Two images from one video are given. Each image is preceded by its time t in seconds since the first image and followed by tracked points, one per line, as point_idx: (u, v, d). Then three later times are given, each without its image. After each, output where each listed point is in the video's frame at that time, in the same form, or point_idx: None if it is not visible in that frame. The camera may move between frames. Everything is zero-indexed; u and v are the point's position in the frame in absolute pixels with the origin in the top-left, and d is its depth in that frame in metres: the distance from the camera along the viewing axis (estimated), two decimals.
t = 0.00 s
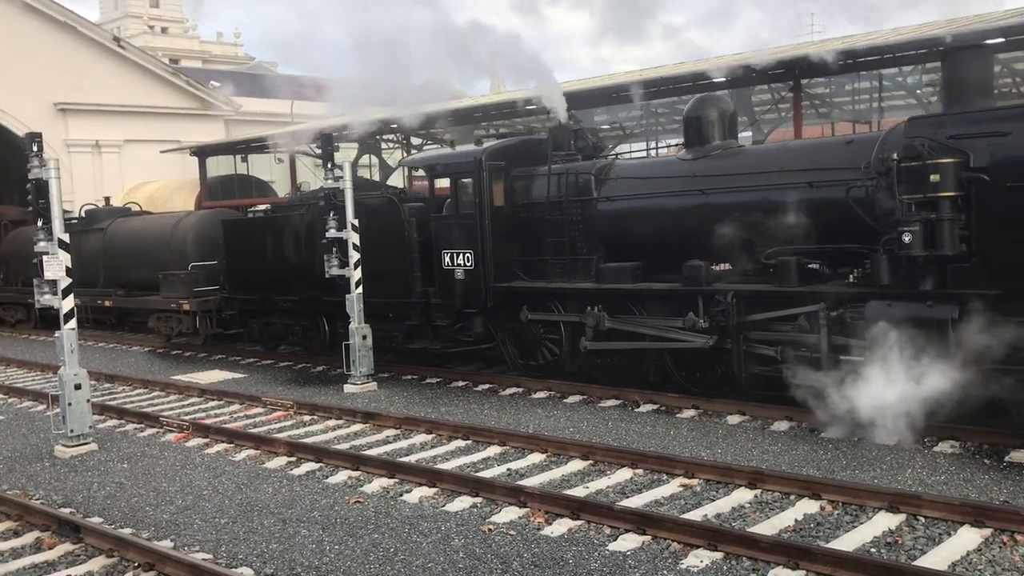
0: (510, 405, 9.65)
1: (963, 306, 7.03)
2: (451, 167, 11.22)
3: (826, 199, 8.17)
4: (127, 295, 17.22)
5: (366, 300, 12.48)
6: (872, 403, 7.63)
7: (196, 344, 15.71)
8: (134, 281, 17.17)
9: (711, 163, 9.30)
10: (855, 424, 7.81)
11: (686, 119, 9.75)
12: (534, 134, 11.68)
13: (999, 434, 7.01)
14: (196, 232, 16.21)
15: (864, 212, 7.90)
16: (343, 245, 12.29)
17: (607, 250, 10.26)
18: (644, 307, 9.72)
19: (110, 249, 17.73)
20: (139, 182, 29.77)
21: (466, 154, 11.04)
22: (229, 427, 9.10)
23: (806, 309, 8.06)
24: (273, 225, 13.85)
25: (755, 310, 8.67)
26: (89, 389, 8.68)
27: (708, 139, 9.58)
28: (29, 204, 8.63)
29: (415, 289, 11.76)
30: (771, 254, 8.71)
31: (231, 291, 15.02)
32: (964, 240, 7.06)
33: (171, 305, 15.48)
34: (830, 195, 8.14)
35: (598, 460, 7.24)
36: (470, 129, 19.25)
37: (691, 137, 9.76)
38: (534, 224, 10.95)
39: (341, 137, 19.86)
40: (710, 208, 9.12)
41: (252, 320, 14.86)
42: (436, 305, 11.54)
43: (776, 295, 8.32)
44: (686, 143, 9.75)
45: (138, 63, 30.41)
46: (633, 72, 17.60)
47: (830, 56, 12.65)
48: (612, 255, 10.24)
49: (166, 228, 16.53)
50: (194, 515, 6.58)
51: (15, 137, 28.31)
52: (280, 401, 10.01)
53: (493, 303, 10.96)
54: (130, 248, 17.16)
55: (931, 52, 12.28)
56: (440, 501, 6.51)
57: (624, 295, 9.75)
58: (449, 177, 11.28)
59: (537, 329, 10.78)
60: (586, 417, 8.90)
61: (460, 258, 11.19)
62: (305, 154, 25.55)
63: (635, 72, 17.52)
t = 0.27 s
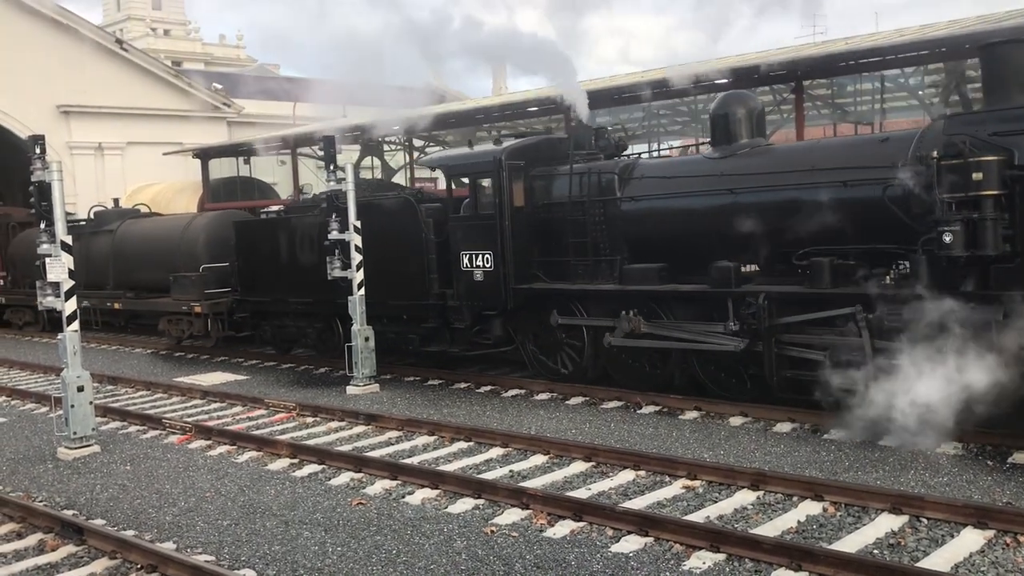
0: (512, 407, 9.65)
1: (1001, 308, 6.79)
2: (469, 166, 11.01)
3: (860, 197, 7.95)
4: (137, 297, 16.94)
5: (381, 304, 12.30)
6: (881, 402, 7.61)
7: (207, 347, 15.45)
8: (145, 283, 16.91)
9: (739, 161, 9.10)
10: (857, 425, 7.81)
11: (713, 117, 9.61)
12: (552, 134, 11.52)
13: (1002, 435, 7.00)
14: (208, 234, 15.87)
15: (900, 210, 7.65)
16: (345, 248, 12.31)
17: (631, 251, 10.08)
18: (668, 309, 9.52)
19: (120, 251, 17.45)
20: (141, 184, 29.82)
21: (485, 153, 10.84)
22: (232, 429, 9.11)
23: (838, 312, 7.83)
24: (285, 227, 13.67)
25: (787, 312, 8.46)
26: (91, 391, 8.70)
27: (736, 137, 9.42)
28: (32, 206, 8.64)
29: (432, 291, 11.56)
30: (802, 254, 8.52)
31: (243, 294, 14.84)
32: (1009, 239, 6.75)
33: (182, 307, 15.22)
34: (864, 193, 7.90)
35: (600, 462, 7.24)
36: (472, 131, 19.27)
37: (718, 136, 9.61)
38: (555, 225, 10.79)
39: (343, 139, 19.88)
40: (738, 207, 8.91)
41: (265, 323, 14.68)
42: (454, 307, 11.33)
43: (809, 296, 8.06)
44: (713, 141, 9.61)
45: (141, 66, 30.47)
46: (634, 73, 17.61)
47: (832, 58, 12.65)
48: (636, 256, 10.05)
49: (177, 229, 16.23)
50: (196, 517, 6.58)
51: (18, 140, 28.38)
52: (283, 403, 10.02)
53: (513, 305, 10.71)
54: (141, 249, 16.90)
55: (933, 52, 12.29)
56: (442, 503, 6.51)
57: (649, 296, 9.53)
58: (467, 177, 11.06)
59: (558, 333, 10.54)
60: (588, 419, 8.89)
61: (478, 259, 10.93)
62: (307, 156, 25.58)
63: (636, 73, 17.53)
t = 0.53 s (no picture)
0: (514, 408, 9.66)
1: None
2: (489, 166, 10.77)
3: (899, 195, 7.66)
4: (146, 299, 16.78)
5: (398, 305, 12.11)
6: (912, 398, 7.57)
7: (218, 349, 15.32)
8: (153, 285, 16.79)
9: (769, 160, 8.83)
10: (859, 426, 7.81)
11: (740, 114, 9.34)
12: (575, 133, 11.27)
13: (1006, 436, 7.00)
14: (219, 235, 15.78)
15: (939, 210, 7.40)
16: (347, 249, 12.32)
17: (655, 251, 9.84)
18: (695, 312, 9.25)
19: (129, 253, 17.30)
20: (143, 186, 29.85)
21: (504, 152, 10.60)
22: (234, 430, 9.12)
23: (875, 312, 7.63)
24: (300, 227, 13.56)
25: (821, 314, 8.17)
26: (93, 393, 8.71)
27: (765, 135, 9.14)
28: (34, 208, 8.66)
29: (449, 293, 11.37)
30: (834, 255, 8.27)
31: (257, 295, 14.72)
32: None
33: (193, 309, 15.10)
34: (901, 191, 7.65)
35: (602, 463, 7.24)
36: (474, 133, 19.29)
37: (746, 134, 9.34)
38: (577, 225, 10.51)
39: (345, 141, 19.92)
40: (769, 207, 8.65)
41: (278, 324, 14.56)
42: (473, 309, 11.12)
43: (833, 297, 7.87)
44: (741, 139, 9.34)
45: (143, 68, 30.51)
46: (635, 75, 17.62)
47: (833, 59, 12.66)
48: (661, 256, 9.82)
49: (187, 230, 16.12)
50: (199, 519, 6.59)
51: (20, 142, 28.44)
52: (285, 404, 10.03)
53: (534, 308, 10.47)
54: (149, 251, 16.78)
55: (934, 53, 12.26)
56: (445, 504, 6.51)
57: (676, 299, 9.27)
58: (486, 177, 10.82)
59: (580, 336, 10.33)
60: (590, 420, 8.90)
61: (497, 260, 10.74)
62: (309, 158, 25.62)
63: (637, 75, 17.54)
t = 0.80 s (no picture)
0: (515, 410, 9.65)
1: None
2: (508, 165, 10.64)
3: (940, 193, 7.50)
4: (155, 302, 16.69)
5: (413, 307, 11.93)
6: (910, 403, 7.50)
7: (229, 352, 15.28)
8: (162, 287, 16.69)
9: (798, 158, 8.63)
10: (859, 427, 7.82)
11: (768, 112, 9.11)
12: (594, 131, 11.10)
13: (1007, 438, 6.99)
14: (230, 236, 15.65)
15: (980, 209, 7.27)
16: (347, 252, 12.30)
17: (680, 252, 9.65)
18: (722, 314, 9.05)
19: (137, 255, 17.17)
20: (143, 188, 29.87)
21: (525, 150, 10.43)
22: (234, 433, 9.11)
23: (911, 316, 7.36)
24: (314, 228, 13.37)
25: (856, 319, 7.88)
26: (94, 396, 8.71)
27: (794, 133, 8.93)
28: (34, 211, 8.66)
29: (466, 295, 11.20)
30: (869, 255, 8.09)
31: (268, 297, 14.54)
32: None
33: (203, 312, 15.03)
34: (939, 190, 7.50)
35: (602, 464, 7.23)
36: (474, 135, 19.31)
37: (773, 131, 9.13)
38: (598, 226, 10.32)
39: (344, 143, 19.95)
40: (800, 206, 8.47)
41: (290, 327, 14.48)
42: (492, 312, 10.97)
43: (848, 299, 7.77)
44: (769, 137, 9.13)
45: (143, 71, 30.52)
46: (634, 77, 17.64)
47: (833, 60, 12.68)
48: (686, 257, 9.63)
49: (197, 232, 15.99)
50: (199, 521, 6.59)
51: (20, 145, 28.45)
52: (285, 406, 10.03)
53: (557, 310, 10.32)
54: (158, 253, 16.67)
55: (934, 54, 12.26)
56: (445, 507, 6.50)
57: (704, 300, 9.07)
58: (505, 177, 10.70)
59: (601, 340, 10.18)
60: (591, 422, 8.89)
61: (517, 262, 10.59)
62: (309, 161, 25.64)
63: (636, 77, 17.57)
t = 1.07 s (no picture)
0: (514, 412, 9.65)
1: None
2: (526, 164, 10.45)
3: (979, 191, 7.10)
4: (163, 305, 16.51)
5: (429, 309, 11.74)
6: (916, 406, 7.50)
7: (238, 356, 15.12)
8: (171, 290, 16.54)
9: (827, 156, 8.22)
10: (859, 428, 7.83)
11: (795, 109, 8.67)
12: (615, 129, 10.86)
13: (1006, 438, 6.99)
14: (239, 239, 15.51)
15: None
16: (346, 255, 12.29)
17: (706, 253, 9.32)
18: (749, 317, 8.78)
19: (144, 258, 16.98)
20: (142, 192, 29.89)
21: (543, 150, 10.26)
22: (234, 436, 9.11)
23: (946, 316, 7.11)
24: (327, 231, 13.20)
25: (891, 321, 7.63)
26: (93, 399, 8.72)
27: (823, 132, 8.48)
28: (33, 215, 8.65)
29: (484, 297, 11.03)
30: (904, 255, 7.75)
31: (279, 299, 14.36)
32: None
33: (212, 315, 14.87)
34: (978, 188, 7.10)
35: (602, 466, 7.23)
36: (473, 137, 19.33)
37: (801, 129, 8.69)
38: (621, 227, 10.15)
39: (343, 145, 19.97)
40: (831, 207, 8.09)
41: (301, 330, 14.32)
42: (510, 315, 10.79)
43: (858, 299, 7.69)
44: (796, 136, 8.70)
45: (141, 74, 30.54)
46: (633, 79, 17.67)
47: (832, 61, 12.70)
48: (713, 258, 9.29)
49: (205, 234, 15.84)
50: (199, 524, 6.59)
51: (19, 149, 28.47)
52: (284, 409, 10.04)
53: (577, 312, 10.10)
54: (166, 256, 16.52)
55: (932, 55, 12.29)
56: (445, 509, 6.51)
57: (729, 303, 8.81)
58: (523, 176, 10.49)
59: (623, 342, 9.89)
60: (591, 424, 8.90)
61: (536, 263, 10.38)
62: (308, 163, 25.65)
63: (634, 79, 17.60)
